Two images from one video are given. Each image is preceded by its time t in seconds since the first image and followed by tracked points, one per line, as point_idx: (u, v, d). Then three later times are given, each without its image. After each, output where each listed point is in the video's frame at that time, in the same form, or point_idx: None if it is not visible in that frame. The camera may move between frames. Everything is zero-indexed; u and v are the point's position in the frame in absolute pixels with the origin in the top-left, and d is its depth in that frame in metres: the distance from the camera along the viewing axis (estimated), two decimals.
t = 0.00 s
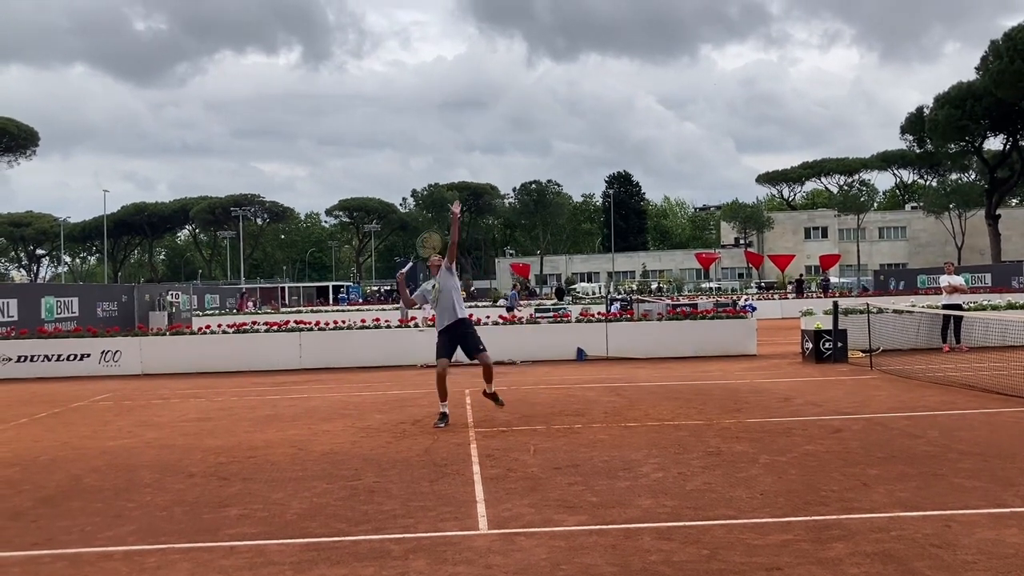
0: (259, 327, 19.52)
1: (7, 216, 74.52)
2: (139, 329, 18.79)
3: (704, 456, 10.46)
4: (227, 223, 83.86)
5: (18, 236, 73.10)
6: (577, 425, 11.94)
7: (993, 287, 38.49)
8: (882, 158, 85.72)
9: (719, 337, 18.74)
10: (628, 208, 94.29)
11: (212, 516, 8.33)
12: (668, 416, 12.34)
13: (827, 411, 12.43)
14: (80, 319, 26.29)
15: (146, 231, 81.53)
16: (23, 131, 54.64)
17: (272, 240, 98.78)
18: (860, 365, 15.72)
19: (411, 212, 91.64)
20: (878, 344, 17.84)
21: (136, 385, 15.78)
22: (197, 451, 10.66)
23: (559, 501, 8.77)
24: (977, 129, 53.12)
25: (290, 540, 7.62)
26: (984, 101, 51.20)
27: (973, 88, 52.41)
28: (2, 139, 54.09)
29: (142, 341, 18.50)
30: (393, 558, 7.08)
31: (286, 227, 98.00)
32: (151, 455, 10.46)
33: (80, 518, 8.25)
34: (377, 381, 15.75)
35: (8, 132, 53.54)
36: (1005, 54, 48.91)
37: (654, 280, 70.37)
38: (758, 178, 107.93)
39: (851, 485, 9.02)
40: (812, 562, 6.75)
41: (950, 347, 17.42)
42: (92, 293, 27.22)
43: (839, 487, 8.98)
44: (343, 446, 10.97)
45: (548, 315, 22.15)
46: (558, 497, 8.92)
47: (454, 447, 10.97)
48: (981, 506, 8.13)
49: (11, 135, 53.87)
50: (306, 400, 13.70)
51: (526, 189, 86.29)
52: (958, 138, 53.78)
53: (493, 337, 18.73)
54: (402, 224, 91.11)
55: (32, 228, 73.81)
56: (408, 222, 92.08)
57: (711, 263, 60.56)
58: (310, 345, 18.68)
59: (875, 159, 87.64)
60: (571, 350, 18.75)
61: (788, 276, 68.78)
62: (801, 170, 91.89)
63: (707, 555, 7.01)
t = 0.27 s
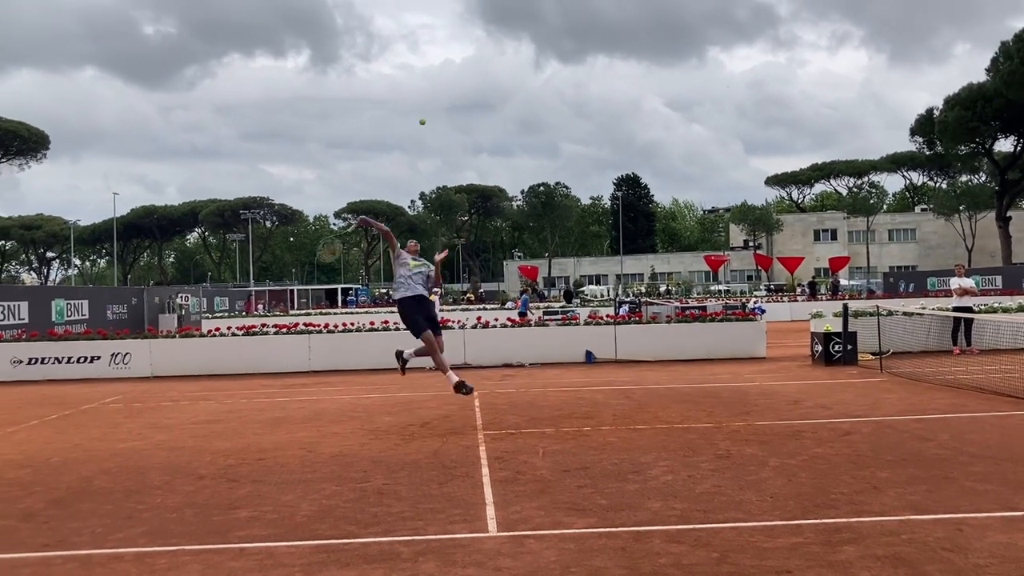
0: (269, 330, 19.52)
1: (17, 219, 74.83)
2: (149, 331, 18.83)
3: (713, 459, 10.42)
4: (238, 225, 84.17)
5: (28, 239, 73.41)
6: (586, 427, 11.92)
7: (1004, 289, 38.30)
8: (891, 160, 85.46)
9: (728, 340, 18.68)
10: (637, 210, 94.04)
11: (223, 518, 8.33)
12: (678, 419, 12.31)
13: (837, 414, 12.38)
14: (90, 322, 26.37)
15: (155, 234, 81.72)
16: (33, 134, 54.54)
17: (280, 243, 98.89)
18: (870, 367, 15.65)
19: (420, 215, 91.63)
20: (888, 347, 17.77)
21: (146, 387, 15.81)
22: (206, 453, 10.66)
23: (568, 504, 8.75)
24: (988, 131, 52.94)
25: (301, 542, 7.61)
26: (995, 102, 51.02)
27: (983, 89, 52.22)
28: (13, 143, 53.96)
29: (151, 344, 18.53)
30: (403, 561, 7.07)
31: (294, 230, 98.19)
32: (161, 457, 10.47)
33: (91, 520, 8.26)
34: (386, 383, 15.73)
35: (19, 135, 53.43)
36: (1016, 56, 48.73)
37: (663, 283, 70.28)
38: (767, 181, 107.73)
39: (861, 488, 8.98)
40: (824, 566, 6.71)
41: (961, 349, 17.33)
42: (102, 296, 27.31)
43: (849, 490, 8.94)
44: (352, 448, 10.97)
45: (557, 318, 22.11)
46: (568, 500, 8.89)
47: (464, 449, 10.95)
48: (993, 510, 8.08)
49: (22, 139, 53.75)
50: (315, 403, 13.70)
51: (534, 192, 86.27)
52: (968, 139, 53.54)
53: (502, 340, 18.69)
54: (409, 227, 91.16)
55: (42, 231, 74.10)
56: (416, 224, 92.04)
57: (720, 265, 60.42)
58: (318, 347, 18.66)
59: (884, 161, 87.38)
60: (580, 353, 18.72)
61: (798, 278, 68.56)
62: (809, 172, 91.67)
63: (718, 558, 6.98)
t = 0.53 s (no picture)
0: (282, 333, 19.59)
1: (33, 222, 75.42)
2: (163, 334, 18.92)
3: (726, 462, 10.39)
4: (251, 228, 84.62)
5: (43, 242, 73.88)
6: (599, 430, 11.91)
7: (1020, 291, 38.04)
8: (905, 161, 85.03)
9: (741, 342, 18.64)
10: (649, 212, 93.86)
11: (237, 520, 8.36)
12: (690, 422, 12.28)
13: (851, 417, 12.33)
14: (105, 324, 26.54)
15: (168, 237, 81.95)
16: (49, 138, 53.88)
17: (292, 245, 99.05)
18: (884, 370, 15.59)
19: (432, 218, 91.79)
20: (902, 349, 17.69)
21: (161, 390, 15.89)
22: (220, 455, 10.70)
23: (581, 507, 8.74)
24: (1002, 132, 52.64)
25: (314, 544, 7.64)
26: (1009, 103, 50.71)
27: (998, 90, 51.92)
28: (29, 146, 53.33)
29: (165, 347, 18.62)
30: (416, 563, 7.07)
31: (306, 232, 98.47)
32: (175, 459, 10.51)
33: (107, 522, 8.31)
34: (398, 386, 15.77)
35: (34, 139, 52.84)
36: None
37: (675, 285, 70.14)
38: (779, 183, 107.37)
39: (875, 492, 8.94)
40: (838, 569, 6.69)
41: (976, 352, 17.23)
42: (116, 298, 27.47)
43: (863, 493, 8.90)
44: (365, 451, 10.99)
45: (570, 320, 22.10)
46: (581, 502, 8.88)
47: (476, 452, 10.95)
48: (1008, 513, 8.02)
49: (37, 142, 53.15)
50: (328, 405, 13.73)
51: (546, 194, 86.26)
52: (983, 140, 53.32)
53: (515, 342, 18.70)
54: (421, 229, 91.22)
55: (57, 234, 74.53)
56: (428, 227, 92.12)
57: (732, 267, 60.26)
58: (331, 350, 18.70)
59: (898, 162, 86.93)
60: (592, 356, 18.72)
61: (811, 280, 68.28)
62: (822, 174, 91.31)
63: (731, 561, 6.96)
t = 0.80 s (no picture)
0: (297, 333, 19.64)
1: (51, 224, 76.10)
2: (179, 335, 19.02)
3: (742, 464, 10.34)
4: (266, 230, 85.05)
5: (61, 244, 74.39)
6: (613, 432, 11.87)
7: None
8: (922, 162, 84.48)
9: (756, 344, 18.55)
10: (663, 214, 93.60)
11: (253, 522, 8.38)
12: (706, 424, 12.23)
13: (868, 419, 12.22)
14: (121, 326, 26.72)
15: (185, 240, 82.29)
16: (67, 140, 53.98)
17: (308, 247, 99.32)
18: (901, 372, 15.46)
19: (446, 220, 91.92)
20: (919, 351, 17.56)
21: (177, 391, 15.95)
22: (236, 456, 10.74)
23: (597, 509, 8.70)
24: (1021, 133, 52.22)
25: (329, 545, 7.63)
26: None
27: (1016, 90, 51.57)
28: (47, 149, 53.47)
29: (182, 348, 18.71)
30: (430, 565, 7.06)
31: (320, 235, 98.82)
32: (192, 461, 10.55)
33: (124, 522, 8.34)
34: (413, 387, 15.78)
35: (53, 141, 53.05)
36: None
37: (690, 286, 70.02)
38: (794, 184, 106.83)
39: (893, 494, 8.85)
40: (856, 573, 6.62)
41: (994, 354, 17.06)
42: (132, 300, 27.64)
43: (880, 496, 8.83)
44: (380, 452, 11.00)
45: (585, 321, 22.05)
46: (596, 505, 8.85)
47: (491, 454, 10.94)
48: None
49: (55, 145, 53.31)
50: (343, 406, 13.75)
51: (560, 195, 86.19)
52: (1001, 140, 52.95)
53: (530, 344, 18.69)
54: (435, 231, 91.33)
55: (75, 236, 75.04)
56: (443, 229, 92.19)
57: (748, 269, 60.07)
58: (347, 351, 18.75)
59: (915, 163, 86.34)
60: (607, 357, 18.69)
61: (828, 282, 67.94)
62: (838, 175, 90.81)
63: (747, 564, 6.91)
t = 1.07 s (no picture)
0: (315, 335, 19.72)
1: (71, 227, 76.76)
2: (198, 336, 19.14)
3: (760, 466, 10.29)
4: (283, 231, 85.40)
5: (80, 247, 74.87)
6: (631, 434, 11.85)
7: None
8: (941, 161, 83.84)
9: (774, 346, 18.47)
10: (680, 214, 93.23)
11: (272, 522, 8.41)
12: (724, 426, 12.19)
13: (887, 421, 12.15)
14: (141, 327, 26.92)
15: (204, 242, 82.61)
16: (87, 143, 54.34)
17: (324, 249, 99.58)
18: (921, 374, 15.35)
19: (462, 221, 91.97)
20: (939, 352, 17.44)
21: (196, 391, 16.05)
22: (255, 457, 10.78)
23: (614, 511, 8.68)
24: None
25: (348, 546, 7.64)
26: None
27: None
28: (68, 152, 53.83)
29: (201, 349, 18.84)
30: (448, 565, 7.07)
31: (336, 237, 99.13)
32: (211, 461, 10.62)
33: (144, 522, 8.39)
34: (430, 388, 15.80)
35: (73, 145, 53.41)
36: None
37: (708, 287, 69.81)
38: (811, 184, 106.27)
39: (913, 497, 8.79)
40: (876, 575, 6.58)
41: (1016, 355, 16.92)
42: (152, 301, 27.85)
43: (900, 498, 8.76)
44: (397, 452, 11.02)
45: (601, 322, 22.04)
46: (614, 506, 8.83)
47: (508, 455, 10.94)
48: None
49: (76, 148, 53.67)
50: (361, 407, 13.80)
51: (576, 196, 86.06)
52: (1022, 139, 52.55)
53: (547, 345, 18.69)
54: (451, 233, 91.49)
55: (94, 238, 75.52)
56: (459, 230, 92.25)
57: (766, 270, 59.83)
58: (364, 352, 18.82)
59: (934, 163, 85.70)
60: (624, 359, 18.67)
61: (846, 283, 67.56)
62: (856, 175, 90.28)
63: (766, 566, 6.89)
